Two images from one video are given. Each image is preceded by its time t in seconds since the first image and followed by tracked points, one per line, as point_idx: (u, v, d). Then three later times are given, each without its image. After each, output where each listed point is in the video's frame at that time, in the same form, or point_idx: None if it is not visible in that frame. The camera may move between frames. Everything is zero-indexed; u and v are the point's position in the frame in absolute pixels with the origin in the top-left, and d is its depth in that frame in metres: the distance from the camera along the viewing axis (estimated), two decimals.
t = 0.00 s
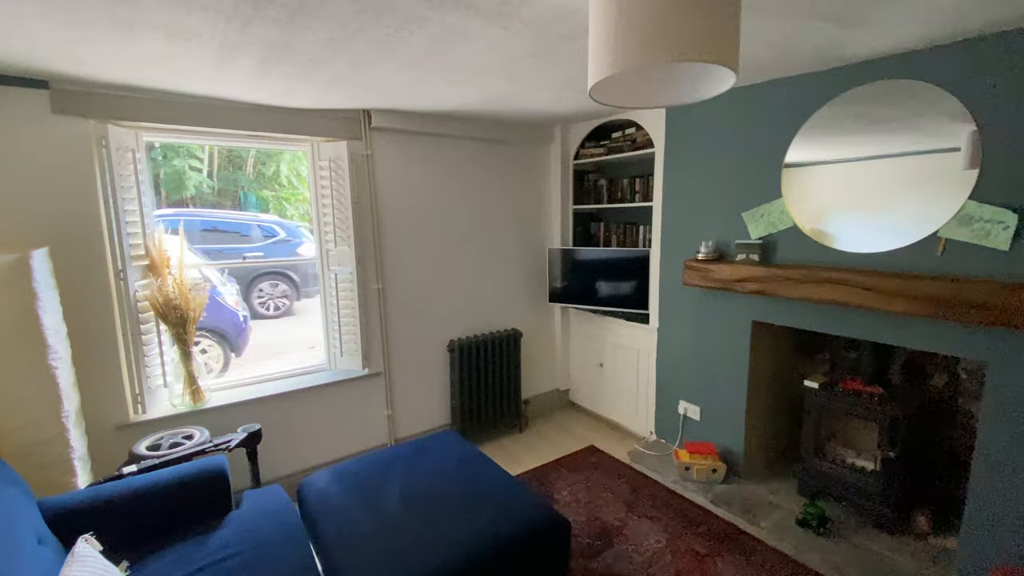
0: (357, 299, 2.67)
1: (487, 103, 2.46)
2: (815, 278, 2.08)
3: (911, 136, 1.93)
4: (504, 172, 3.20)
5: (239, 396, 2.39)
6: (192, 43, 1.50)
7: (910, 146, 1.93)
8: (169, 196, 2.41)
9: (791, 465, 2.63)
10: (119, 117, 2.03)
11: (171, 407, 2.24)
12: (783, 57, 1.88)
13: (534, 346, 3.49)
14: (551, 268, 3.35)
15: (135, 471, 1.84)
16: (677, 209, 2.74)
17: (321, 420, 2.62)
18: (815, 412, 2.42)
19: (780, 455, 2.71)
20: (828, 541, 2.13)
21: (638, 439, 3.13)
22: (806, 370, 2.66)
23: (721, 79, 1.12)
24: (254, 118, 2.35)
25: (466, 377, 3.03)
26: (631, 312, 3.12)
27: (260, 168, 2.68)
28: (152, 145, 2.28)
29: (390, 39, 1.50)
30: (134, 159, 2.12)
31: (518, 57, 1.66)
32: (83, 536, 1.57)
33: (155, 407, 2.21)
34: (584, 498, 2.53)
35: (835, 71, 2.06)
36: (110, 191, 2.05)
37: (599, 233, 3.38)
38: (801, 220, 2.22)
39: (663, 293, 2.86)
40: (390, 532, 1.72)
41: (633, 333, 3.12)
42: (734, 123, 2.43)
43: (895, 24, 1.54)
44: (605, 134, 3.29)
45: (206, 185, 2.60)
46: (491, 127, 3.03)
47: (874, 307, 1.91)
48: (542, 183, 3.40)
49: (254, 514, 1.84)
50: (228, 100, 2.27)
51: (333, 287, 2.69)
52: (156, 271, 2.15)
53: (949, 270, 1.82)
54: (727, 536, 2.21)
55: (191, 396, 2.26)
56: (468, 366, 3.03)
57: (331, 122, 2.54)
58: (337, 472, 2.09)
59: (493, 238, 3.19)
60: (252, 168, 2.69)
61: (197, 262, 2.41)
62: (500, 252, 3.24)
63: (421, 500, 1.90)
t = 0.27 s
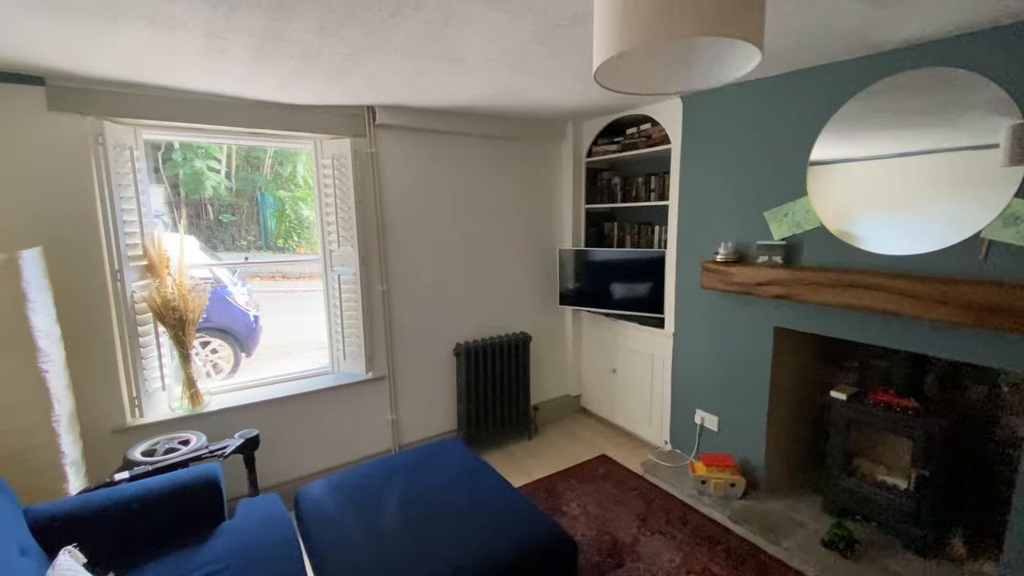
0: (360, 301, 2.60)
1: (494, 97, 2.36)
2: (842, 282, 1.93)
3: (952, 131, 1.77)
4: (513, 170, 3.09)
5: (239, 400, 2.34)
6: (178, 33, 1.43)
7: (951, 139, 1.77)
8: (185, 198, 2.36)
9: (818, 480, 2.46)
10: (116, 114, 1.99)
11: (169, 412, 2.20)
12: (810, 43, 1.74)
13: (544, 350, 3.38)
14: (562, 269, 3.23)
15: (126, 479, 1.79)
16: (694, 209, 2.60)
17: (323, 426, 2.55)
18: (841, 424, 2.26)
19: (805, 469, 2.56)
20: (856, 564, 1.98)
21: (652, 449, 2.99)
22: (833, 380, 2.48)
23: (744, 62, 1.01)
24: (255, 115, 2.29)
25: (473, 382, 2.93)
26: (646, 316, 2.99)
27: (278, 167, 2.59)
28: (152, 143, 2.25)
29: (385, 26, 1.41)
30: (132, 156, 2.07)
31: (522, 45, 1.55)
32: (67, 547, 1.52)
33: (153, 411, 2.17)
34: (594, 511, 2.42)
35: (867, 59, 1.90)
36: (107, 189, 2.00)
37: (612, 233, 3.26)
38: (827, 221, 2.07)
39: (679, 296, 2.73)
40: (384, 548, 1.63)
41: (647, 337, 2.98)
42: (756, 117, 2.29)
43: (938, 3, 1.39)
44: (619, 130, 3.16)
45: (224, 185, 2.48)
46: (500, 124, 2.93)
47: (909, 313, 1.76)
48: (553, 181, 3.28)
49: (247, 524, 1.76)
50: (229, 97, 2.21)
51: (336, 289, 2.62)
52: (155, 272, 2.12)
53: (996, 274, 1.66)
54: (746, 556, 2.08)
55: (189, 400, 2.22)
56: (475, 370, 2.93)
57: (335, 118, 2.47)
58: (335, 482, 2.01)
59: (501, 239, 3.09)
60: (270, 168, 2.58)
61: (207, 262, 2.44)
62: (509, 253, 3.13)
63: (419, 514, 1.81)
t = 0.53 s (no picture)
0: (364, 303, 2.50)
1: (504, 89, 2.24)
2: (879, 286, 1.76)
3: (1018, 124, 1.56)
4: (525, 168, 2.97)
5: (238, 405, 2.26)
6: (162, 17, 1.35)
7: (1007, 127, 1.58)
8: (201, 198, 2.33)
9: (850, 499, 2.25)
10: (111, 109, 1.92)
11: (166, 417, 2.13)
12: (847, 23, 1.59)
13: (556, 355, 3.25)
14: (574, 271, 3.10)
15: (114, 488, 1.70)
16: (716, 207, 2.45)
17: (325, 432, 2.47)
18: (877, 441, 2.08)
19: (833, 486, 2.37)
20: None
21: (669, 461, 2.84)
22: (867, 392, 2.29)
23: (787, 29, 0.87)
24: (255, 110, 2.21)
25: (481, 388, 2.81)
26: (663, 321, 2.84)
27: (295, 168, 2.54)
28: (148, 139, 2.18)
29: (381, 7, 1.30)
30: (127, 152, 2.00)
31: (531, 25, 1.43)
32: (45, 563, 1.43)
33: (148, 416, 2.10)
34: (607, 527, 2.28)
35: (909, 42, 1.74)
36: (99, 184, 1.92)
37: (628, 233, 3.12)
38: (862, 220, 1.90)
39: (699, 299, 2.58)
40: (379, 567, 1.52)
41: (664, 343, 2.84)
42: (783, 109, 2.13)
43: None
44: (635, 126, 3.02)
45: (240, 186, 2.43)
46: (510, 119, 2.81)
47: (957, 322, 1.58)
48: (566, 179, 3.15)
49: (238, 538, 1.67)
50: (228, 91, 2.13)
51: (339, 291, 2.53)
52: (152, 273, 2.06)
53: None
54: None
55: (186, 405, 2.14)
56: (483, 375, 2.81)
57: (338, 113, 2.38)
58: (333, 493, 1.92)
59: (512, 239, 2.97)
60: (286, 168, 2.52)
61: (218, 262, 2.40)
62: (520, 254, 3.01)
63: (419, 530, 1.69)
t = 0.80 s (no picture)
0: (365, 309, 2.37)
1: (512, 81, 2.10)
2: (928, 297, 1.56)
3: None
4: (535, 166, 2.82)
5: (231, 416, 2.15)
6: None
7: None
8: (217, 198, 2.26)
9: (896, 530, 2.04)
10: (97, 104, 1.82)
11: (155, 428, 2.04)
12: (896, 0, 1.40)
13: (568, 363, 3.09)
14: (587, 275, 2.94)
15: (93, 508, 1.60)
16: (741, 208, 2.27)
17: (324, 444, 2.35)
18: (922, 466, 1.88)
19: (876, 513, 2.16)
20: None
21: (688, 478, 2.67)
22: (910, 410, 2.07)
23: None
24: (252, 105, 2.10)
25: (487, 398, 2.67)
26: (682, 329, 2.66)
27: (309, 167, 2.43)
28: (141, 137, 2.08)
29: None
30: (114, 150, 1.91)
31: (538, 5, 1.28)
32: None
33: (137, 428, 2.01)
34: (620, 553, 2.11)
35: (965, 22, 1.54)
36: (84, 185, 1.82)
37: (645, 235, 2.94)
38: (908, 223, 1.70)
39: (723, 307, 2.39)
40: None
41: (684, 352, 2.66)
42: (817, 100, 1.94)
43: None
44: (653, 121, 2.85)
45: (255, 186, 2.33)
46: (520, 114, 2.66)
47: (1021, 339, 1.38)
48: (580, 178, 2.99)
49: (220, 564, 1.54)
50: (223, 85, 2.02)
51: (338, 296, 2.40)
52: (142, 277, 1.96)
53: None
54: None
55: (176, 416, 2.05)
56: (490, 385, 2.67)
57: (338, 109, 2.26)
58: (326, 514, 1.79)
59: (522, 241, 2.82)
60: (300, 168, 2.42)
61: (225, 264, 2.33)
62: (530, 257, 2.86)
63: (416, 560, 1.55)
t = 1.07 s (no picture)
0: (362, 315, 2.27)
1: (516, 73, 1.97)
2: (975, 308, 1.39)
3: None
4: (543, 164, 2.68)
5: (223, 426, 2.06)
6: None
7: None
8: (229, 199, 2.19)
9: (942, 564, 1.84)
10: (81, 101, 1.74)
11: (143, 439, 1.95)
12: None
13: (577, 371, 2.95)
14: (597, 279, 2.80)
15: (70, 526, 1.48)
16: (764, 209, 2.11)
17: (319, 456, 2.25)
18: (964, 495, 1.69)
19: (918, 545, 1.95)
20: None
21: (705, 496, 2.51)
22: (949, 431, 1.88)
23: None
24: (244, 101, 2.00)
25: (491, 408, 2.54)
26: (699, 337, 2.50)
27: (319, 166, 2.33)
28: (131, 135, 2.00)
29: None
30: (99, 148, 1.82)
31: None
32: None
33: (123, 439, 1.92)
34: None
35: None
36: (67, 185, 1.74)
37: (659, 237, 2.79)
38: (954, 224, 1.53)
39: (744, 314, 2.23)
40: None
41: (700, 362, 2.50)
42: (849, 91, 1.78)
43: None
44: (668, 116, 2.69)
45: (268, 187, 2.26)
46: (527, 110, 2.53)
47: None
48: (590, 177, 2.85)
49: None
50: (213, 80, 1.93)
51: (334, 301, 2.30)
52: (129, 281, 1.87)
53: None
54: None
55: (164, 427, 1.95)
56: (492, 394, 2.54)
57: (335, 104, 2.15)
58: (315, 534, 1.68)
59: (529, 243, 2.69)
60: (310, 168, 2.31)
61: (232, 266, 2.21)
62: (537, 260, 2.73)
63: None
